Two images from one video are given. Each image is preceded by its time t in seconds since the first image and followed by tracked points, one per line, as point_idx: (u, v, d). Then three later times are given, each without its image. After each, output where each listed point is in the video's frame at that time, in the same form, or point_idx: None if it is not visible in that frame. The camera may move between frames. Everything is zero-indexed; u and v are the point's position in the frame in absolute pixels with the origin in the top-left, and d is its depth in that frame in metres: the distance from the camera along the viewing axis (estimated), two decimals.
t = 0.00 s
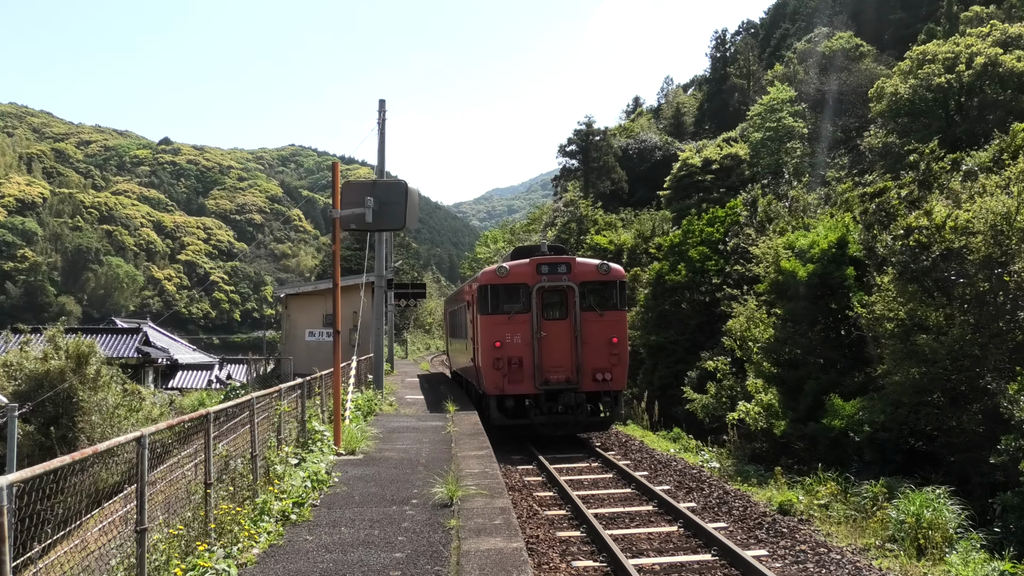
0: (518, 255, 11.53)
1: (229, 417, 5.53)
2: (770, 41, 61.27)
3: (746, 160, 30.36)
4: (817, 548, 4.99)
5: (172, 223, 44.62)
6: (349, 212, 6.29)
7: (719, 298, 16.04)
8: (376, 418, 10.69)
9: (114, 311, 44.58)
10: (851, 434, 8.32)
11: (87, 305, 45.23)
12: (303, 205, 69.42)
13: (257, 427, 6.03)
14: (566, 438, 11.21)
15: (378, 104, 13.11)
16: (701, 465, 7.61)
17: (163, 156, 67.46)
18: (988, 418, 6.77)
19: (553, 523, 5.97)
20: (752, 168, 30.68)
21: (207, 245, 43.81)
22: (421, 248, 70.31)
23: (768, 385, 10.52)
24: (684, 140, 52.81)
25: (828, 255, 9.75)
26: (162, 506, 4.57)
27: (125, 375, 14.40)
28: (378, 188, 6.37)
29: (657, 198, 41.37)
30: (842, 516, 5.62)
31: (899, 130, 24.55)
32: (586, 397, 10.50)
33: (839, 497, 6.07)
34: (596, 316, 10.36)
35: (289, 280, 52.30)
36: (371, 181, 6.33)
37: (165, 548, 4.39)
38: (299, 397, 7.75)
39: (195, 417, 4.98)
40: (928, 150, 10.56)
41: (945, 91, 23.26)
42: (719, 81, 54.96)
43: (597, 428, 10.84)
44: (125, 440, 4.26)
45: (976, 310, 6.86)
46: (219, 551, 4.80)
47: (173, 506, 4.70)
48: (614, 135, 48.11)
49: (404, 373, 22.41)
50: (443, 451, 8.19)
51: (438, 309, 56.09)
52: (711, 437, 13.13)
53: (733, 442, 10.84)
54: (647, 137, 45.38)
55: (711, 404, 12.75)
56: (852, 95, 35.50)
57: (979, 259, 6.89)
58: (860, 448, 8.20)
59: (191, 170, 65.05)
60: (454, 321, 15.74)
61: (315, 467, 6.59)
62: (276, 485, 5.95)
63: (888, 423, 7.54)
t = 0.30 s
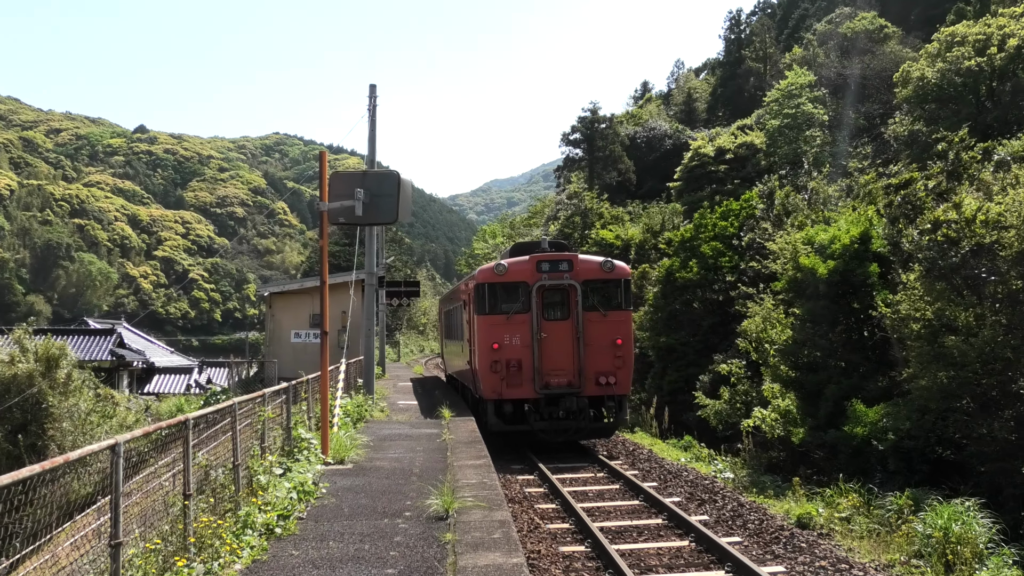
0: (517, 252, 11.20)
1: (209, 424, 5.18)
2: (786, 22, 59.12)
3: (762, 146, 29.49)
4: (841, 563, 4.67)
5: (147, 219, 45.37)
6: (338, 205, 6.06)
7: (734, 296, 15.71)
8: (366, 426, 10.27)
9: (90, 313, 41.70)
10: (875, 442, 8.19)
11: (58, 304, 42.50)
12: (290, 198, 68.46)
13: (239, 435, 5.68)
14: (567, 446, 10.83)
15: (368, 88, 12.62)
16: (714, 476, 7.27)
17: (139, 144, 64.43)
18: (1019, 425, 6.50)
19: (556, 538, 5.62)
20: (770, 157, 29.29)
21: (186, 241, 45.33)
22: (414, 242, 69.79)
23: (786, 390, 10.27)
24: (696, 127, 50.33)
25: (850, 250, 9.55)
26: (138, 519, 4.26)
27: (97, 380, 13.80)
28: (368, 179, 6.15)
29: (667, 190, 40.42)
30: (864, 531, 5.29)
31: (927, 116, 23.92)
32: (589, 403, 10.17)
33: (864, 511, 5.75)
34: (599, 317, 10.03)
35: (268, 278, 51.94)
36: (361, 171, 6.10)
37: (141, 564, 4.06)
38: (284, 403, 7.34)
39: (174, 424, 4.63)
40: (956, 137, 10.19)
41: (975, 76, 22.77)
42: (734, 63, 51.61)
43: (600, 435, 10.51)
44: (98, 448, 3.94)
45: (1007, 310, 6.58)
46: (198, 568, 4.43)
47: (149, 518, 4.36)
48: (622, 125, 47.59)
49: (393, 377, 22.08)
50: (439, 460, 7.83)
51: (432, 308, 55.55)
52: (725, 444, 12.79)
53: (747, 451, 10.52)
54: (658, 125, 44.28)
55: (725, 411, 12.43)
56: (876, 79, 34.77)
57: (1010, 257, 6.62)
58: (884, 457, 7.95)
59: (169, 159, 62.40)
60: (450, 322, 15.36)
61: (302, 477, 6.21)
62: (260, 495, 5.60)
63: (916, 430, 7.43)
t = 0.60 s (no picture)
0: (516, 249, 10.90)
1: (190, 431, 4.87)
2: None
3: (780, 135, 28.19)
4: None
5: (120, 215, 45.48)
6: (327, 197, 5.88)
7: (749, 294, 15.44)
8: (357, 433, 9.94)
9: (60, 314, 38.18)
10: (899, 450, 7.90)
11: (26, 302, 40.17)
12: (275, 189, 67.77)
13: (221, 442, 5.35)
14: (568, 453, 10.51)
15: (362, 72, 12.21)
16: (727, 486, 6.98)
17: (116, 133, 61.91)
18: None
19: (559, 552, 5.32)
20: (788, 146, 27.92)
21: (166, 236, 46.92)
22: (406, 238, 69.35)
23: (804, 395, 10.01)
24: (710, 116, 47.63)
25: (874, 246, 9.32)
26: (114, 531, 3.98)
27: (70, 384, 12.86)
28: (359, 168, 5.97)
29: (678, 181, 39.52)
30: (888, 544, 5.00)
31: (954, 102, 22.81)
32: (592, 408, 9.86)
33: (888, 523, 5.51)
34: (601, 318, 9.74)
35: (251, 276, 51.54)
36: (352, 161, 5.93)
37: None
38: (271, 409, 6.99)
39: (152, 430, 4.32)
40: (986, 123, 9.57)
41: (1007, 58, 21.89)
42: (749, 46, 48.67)
43: (604, 441, 10.20)
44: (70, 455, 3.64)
45: None
46: None
47: (123, 531, 4.06)
48: (630, 111, 46.41)
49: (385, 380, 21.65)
50: (436, 469, 7.51)
51: (427, 306, 55.23)
52: (739, 451, 12.50)
53: (764, 460, 10.23)
54: (668, 112, 43.31)
55: (739, 416, 12.14)
56: (900, 63, 32.98)
57: None
58: (909, 466, 7.73)
59: (146, 150, 60.37)
60: (446, 321, 15.01)
61: (289, 487, 5.87)
62: (244, 507, 5.28)
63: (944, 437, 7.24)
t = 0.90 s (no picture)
0: (517, 244, 10.68)
1: (175, 434, 4.65)
2: None
3: (796, 124, 27.02)
4: None
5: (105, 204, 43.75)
6: (320, 188, 5.66)
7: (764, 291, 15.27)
8: (351, 437, 9.71)
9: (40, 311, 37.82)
10: (920, 455, 7.77)
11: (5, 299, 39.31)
12: (265, 180, 67.02)
13: (207, 446, 5.13)
14: (570, 455, 10.31)
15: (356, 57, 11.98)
16: (740, 492, 6.79)
17: (96, 120, 60.09)
18: None
19: (564, 561, 5.11)
20: (805, 135, 26.87)
21: (152, 230, 44.44)
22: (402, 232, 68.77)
23: (821, 397, 9.81)
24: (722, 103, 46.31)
25: (894, 242, 9.21)
26: (97, 538, 3.77)
27: (49, 386, 12.52)
28: (352, 159, 5.79)
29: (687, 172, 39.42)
30: (907, 553, 4.81)
31: (978, 91, 20.18)
32: (594, 409, 9.65)
33: (909, 529, 5.32)
34: (605, 316, 9.52)
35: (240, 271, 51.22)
36: (346, 151, 5.75)
37: None
38: (260, 412, 6.76)
39: (135, 433, 4.10)
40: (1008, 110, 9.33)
41: None
42: (763, 31, 47.05)
43: (606, 443, 10.00)
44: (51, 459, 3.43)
45: None
46: None
47: (106, 539, 3.85)
48: (637, 98, 45.66)
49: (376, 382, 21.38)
50: (434, 475, 7.29)
51: (424, 302, 54.95)
52: (753, 456, 12.31)
53: (778, 465, 10.03)
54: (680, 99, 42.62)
55: (753, 419, 11.93)
56: (923, 48, 32.21)
57: None
58: (930, 471, 7.57)
59: (129, 138, 58.72)
60: (444, 319, 14.79)
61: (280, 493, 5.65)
62: (232, 514, 5.06)
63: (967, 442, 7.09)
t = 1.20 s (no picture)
0: (518, 239, 10.50)
1: (164, 435, 4.49)
2: None
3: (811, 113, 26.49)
4: None
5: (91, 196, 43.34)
6: (314, 179, 5.49)
7: (778, 287, 15.08)
8: (346, 438, 9.53)
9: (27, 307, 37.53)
10: (939, 456, 7.66)
11: None
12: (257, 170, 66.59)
13: (196, 447, 4.94)
14: (572, 455, 10.15)
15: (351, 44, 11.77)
16: (751, 496, 6.63)
17: (83, 109, 58.99)
18: None
19: (567, 567, 4.95)
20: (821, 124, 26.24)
21: (138, 221, 44.77)
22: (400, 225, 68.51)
23: (836, 398, 9.65)
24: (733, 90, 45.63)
25: (913, 234, 9.07)
26: (82, 544, 3.58)
27: (33, 384, 12.42)
28: (349, 148, 5.66)
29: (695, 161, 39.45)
30: (927, 560, 4.66)
31: (1000, 78, 18.52)
32: (596, 408, 9.49)
33: (926, 535, 5.17)
34: (606, 312, 9.35)
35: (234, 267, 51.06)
36: (342, 141, 5.62)
37: None
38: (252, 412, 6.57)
39: (122, 433, 3.92)
40: None
41: None
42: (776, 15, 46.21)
43: (608, 442, 9.85)
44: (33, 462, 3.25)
45: None
46: None
47: (93, 544, 3.67)
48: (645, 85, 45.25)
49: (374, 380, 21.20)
50: (433, 477, 7.12)
51: (423, 298, 54.83)
52: (766, 458, 12.13)
53: (791, 466, 9.87)
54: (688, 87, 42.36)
55: (767, 419, 11.75)
56: (942, 34, 32.08)
57: None
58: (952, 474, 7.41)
59: (115, 128, 57.95)
60: (443, 316, 14.59)
61: (273, 496, 5.47)
62: (223, 517, 4.89)
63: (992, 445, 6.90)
